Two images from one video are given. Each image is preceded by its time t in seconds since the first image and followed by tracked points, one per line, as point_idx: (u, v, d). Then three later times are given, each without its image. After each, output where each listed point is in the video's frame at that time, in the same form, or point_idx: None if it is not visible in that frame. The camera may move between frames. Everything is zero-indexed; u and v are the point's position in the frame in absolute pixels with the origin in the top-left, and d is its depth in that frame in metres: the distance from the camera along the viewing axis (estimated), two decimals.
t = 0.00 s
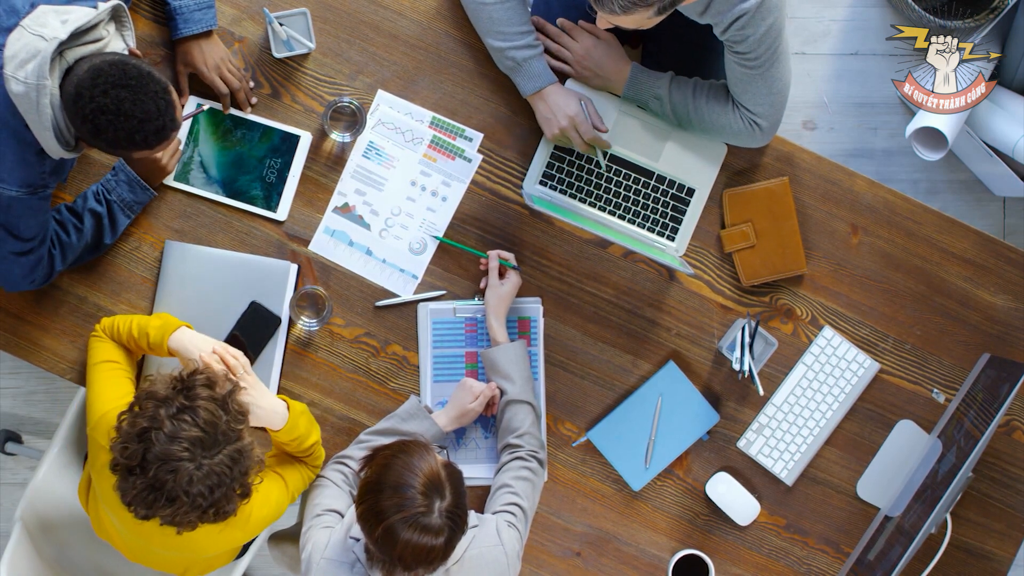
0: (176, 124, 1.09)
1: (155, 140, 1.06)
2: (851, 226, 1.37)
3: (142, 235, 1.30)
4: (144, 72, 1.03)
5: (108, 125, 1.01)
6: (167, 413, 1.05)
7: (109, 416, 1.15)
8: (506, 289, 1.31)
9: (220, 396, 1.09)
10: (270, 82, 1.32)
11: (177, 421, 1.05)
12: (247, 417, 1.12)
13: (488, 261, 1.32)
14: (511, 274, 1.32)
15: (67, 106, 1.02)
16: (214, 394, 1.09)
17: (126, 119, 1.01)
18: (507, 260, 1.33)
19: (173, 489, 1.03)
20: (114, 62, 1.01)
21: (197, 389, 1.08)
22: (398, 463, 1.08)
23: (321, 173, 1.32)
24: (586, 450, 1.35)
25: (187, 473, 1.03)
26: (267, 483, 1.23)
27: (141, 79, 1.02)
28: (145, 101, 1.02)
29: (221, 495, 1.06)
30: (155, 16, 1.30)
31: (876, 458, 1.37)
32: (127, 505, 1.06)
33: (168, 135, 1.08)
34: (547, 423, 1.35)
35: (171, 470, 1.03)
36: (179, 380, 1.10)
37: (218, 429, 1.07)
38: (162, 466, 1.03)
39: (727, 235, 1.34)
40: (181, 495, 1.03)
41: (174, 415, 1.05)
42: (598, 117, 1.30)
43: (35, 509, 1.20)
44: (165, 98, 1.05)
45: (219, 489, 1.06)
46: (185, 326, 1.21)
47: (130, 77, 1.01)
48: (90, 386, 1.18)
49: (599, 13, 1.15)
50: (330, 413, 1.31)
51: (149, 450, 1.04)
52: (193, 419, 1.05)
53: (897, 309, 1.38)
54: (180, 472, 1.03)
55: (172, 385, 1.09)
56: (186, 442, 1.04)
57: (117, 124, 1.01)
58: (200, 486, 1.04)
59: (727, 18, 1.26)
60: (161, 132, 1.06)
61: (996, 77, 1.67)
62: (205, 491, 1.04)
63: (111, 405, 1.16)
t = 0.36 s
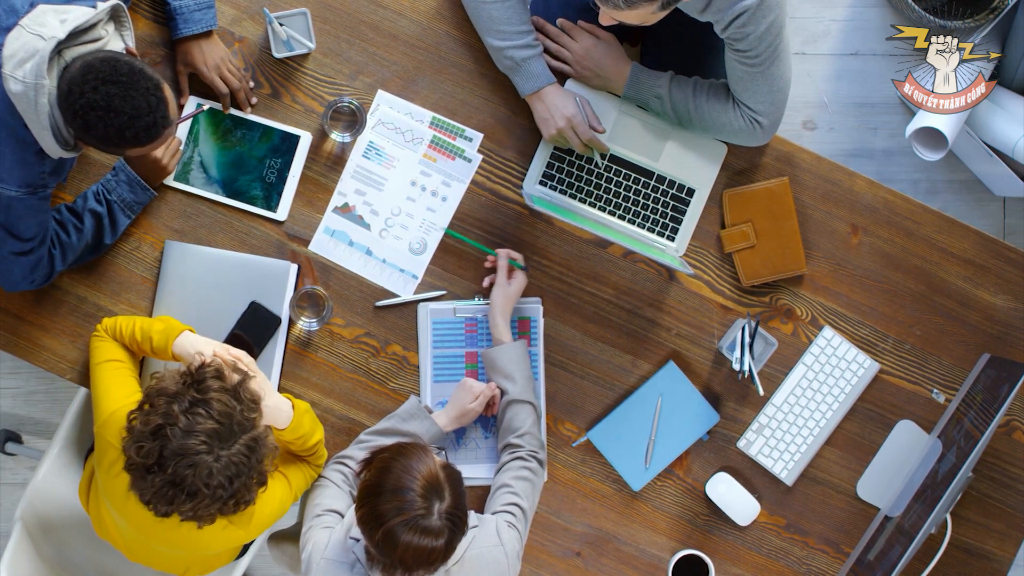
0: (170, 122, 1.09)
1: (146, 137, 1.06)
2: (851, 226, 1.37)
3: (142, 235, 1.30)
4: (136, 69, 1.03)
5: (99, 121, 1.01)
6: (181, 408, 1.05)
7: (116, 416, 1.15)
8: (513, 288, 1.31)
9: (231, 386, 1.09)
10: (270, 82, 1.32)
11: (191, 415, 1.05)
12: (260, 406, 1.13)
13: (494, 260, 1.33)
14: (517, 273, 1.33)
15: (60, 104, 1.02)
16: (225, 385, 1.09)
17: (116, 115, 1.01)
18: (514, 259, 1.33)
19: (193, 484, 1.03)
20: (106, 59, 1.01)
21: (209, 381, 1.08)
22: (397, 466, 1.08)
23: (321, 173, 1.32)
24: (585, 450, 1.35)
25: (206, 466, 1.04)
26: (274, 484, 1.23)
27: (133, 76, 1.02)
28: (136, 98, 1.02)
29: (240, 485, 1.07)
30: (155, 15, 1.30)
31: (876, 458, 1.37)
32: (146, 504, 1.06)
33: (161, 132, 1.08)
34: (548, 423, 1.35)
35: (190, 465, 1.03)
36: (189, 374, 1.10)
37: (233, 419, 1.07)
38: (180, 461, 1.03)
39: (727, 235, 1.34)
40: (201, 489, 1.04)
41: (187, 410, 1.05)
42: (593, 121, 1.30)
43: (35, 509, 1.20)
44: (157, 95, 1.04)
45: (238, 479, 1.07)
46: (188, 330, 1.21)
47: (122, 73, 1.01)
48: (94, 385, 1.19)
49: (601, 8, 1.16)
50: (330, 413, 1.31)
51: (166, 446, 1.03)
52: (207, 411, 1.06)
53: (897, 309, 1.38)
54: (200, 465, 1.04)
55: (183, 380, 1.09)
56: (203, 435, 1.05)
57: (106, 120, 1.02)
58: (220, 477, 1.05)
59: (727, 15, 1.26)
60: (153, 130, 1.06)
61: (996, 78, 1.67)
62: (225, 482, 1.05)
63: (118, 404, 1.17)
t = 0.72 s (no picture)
0: (162, 117, 1.10)
1: (137, 132, 1.07)
2: (851, 226, 1.37)
3: (142, 235, 1.30)
4: (127, 64, 1.03)
5: (90, 116, 1.02)
6: (177, 410, 1.05)
7: (115, 415, 1.15)
8: (511, 289, 1.31)
9: (224, 379, 1.09)
10: (270, 82, 1.32)
11: (189, 415, 1.05)
12: (255, 396, 1.12)
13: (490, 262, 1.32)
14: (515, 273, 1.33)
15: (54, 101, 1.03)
16: (218, 379, 1.09)
17: (108, 111, 1.02)
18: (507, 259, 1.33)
19: (202, 483, 1.04)
20: (97, 54, 1.02)
21: (200, 378, 1.07)
22: (397, 469, 1.08)
23: (321, 173, 1.32)
24: (585, 450, 1.35)
25: (213, 463, 1.04)
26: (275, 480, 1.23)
27: (124, 71, 1.02)
28: (127, 93, 1.02)
29: (249, 476, 1.08)
30: (155, 15, 1.30)
31: (876, 458, 1.37)
32: (159, 509, 1.07)
33: (153, 128, 1.08)
34: (548, 423, 1.35)
35: (196, 465, 1.03)
36: (180, 375, 1.09)
37: (231, 413, 1.07)
38: (185, 463, 1.03)
39: (727, 235, 1.34)
40: (211, 487, 1.04)
41: (184, 411, 1.05)
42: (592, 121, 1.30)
43: (35, 509, 1.20)
44: (149, 90, 1.05)
45: (246, 470, 1.08)
46: (187, 327, 1.21)
47: (113, 69, 1.01)
48: (94, 385, 1.19)
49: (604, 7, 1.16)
50: (330, 413, 1.31)
51: (169, 450, 1.04)
52: (204, 409, 1.06)
53: (897, 309, 1.38)
54: (206, 463, 1.04)
55: (174, 382, 1.09)
56: (204, 432, 1.05)
57: (99, 116, 1.02)
58: (227, 471, 1.05)
59: (727, 14, 1.26)
60: (144, 125, 1.07)
61: (996, 78, 1.67)
62: (233, 476, 1.06)
63: (118, 403, 1.17)
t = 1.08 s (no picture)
0: (151, 110, 1.10)
1: (125, 124, 1.07)
2: (851, 226, 1.36)
3: (142, 235, 1.30)
4: (116, 56, 1.04)
5: (78, 108, 1.03)
6: (171, 414, 1.05)
7: (111, 416, 1.15)
8: (557, 302, 1.31)
9: (218, 382, 1.09)
10: (270, 82, 1.32)
11: (184, 418, 1.05)
12: (250, 398, 1.13)
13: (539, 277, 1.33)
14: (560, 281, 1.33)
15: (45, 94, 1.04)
16: (212, 382, 1.09)
17: (96, 102, 1.03)
18: (564, 275, 1.34)
19: (198, 486, 1.04)
20: (86, 45, 1.03)
21: (195, 381, 1.07)
22: (397, 485, 1.09)
23: (321, 173, 1.32)
24: (586, 450, 1.35)
25: (208, 466, 1.04)
26: (273, 482, 1.23)
27: (112, 62, 1.03)
28: (114, 85, 1.03)
29: (245, 478, 1.08)
30: (155, 16, 1.30)
31: (877, 457, 1.37)
32: (156, 512, 1.07)
33: (140, 120, 1.09)
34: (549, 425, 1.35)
35: (191, 468, 1.03)
36: (174, 378, 1.09)
37: (226, 416, 1.08)
38: (181, 466, 1.03)
39: (727, 235, 1.33)
40: (207, 490, 1.04)
41: (179, 414, 1.05)
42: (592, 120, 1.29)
43: (35, 509, 1.20)
44: (136, 82, 1.05)
45: (242, 472, 1.07)
46: (183, 326, 1.21)
47: (101, 60, 1.02)
48: (92, 387, 1.19)
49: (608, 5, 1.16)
50: (330, 413, 1.31)
51: (165, 454, 1.04)
52: (199, 411, 1.06)
53: (897, 309, 1.38)
54: (201, 466, 1.04)
55: (169, 385, 1.09)
56: (199, 435, 1.05)
57: (86, 107, 1.03)
58: (222, 474, 1.05)
59: (729, 13, 1.25)
60: (132, 117, 1.07)
61: (996, 78, 1.67)
62: (229, 478, 1.06)
63: (115, 404, 1.17)
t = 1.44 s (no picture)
0: (142, 103, 1.11)
1: (114, 116, 1.07)
2: (851, 226, 1.37)
3: (142, 234, 1.30)
4: (108, 48, 1.05)
5: (67, 98, 1.03)
6: (170, 413, 1.05)
7: (111, 417, 1.15)
8: (592, 343, 1.33)
9: (218, 383, 1.09)
10: (270, 82, 1.32)
11: (182, 418, 1.05)
12: (249, 399, 1.13)
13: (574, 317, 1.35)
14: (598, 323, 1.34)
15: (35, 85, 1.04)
16: (212, 383, 1.09)
17: (85, 93, 1.03)
18: (598, 310, 1.34)
19: (196, 486, 1.04)
20: (78, 36, 1.03)
21: (194, 382, 1.07)
22: (402, 507, 1.10)
23: (321, 173, 1.32)
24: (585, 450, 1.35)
25: (205, 467, 1.04)
26: (272, 483, 1.23)
27: (104, 54, 1.04)
28: (105, 76, 1.04)
29: (242, 480, 1.08)
30: (155, 15, 1.30)
31: (877, 458, 1.37)
32: (153, 512, 1.07)
33: (130, 112, 1.09)
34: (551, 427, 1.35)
35: (189, 468, 1.04)
36: (174, 378, 1.09)
37: (225, 417, 1.08)
38: (179, 466, 1.03)
39: (727, 235, 1.33)
40: (204, 490, 1.04)
41: (178, 414, 1.06)
42: (592, 121, 1.29)
43: (35, 509, 1.20)
44: (128, 75, 1.06)
45: (240, 473, 1.07)
46: (182, 328, 1.21)
47: (93, 51, 1.03)
48: (92, 387, 1.18)
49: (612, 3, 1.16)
50: (330, 413, 1.31)
51: (163, 454, 1.04)
52: (198, 412, 1.06)
53: (897, 309, 1.38)
54: (200, 467, 1.04)
55: (168, 385, 1.09)
56: (198, 436, 1.05)
57: (75, 98, 1.03)
58: (221, 474, 1.05)
59: (731, 12, 1.25)
60: (122, 110, 1.07)
61: (996, 77, 1.67)
62: (227, 479, 1.06)
63: (114, 405, 1.17)
